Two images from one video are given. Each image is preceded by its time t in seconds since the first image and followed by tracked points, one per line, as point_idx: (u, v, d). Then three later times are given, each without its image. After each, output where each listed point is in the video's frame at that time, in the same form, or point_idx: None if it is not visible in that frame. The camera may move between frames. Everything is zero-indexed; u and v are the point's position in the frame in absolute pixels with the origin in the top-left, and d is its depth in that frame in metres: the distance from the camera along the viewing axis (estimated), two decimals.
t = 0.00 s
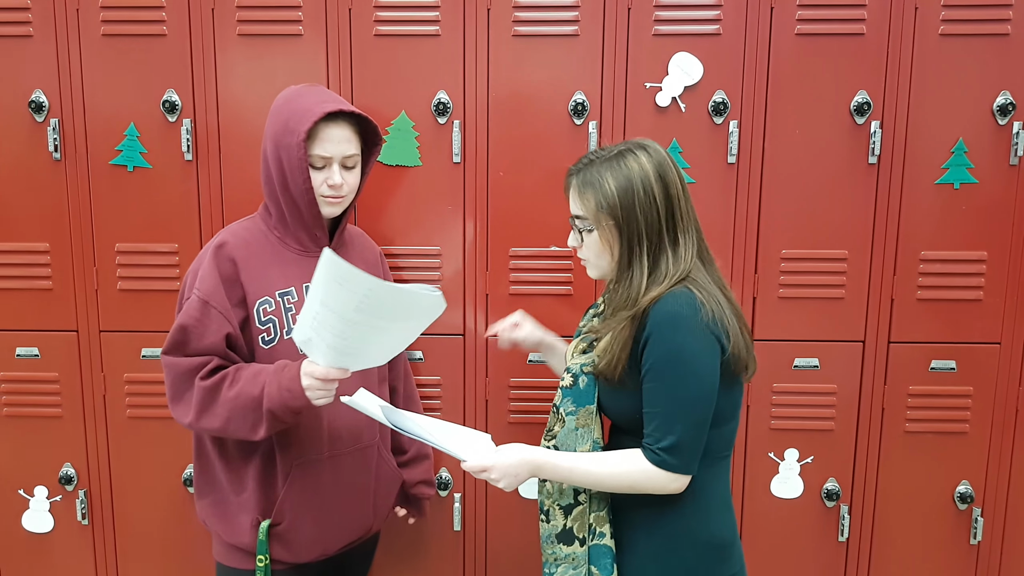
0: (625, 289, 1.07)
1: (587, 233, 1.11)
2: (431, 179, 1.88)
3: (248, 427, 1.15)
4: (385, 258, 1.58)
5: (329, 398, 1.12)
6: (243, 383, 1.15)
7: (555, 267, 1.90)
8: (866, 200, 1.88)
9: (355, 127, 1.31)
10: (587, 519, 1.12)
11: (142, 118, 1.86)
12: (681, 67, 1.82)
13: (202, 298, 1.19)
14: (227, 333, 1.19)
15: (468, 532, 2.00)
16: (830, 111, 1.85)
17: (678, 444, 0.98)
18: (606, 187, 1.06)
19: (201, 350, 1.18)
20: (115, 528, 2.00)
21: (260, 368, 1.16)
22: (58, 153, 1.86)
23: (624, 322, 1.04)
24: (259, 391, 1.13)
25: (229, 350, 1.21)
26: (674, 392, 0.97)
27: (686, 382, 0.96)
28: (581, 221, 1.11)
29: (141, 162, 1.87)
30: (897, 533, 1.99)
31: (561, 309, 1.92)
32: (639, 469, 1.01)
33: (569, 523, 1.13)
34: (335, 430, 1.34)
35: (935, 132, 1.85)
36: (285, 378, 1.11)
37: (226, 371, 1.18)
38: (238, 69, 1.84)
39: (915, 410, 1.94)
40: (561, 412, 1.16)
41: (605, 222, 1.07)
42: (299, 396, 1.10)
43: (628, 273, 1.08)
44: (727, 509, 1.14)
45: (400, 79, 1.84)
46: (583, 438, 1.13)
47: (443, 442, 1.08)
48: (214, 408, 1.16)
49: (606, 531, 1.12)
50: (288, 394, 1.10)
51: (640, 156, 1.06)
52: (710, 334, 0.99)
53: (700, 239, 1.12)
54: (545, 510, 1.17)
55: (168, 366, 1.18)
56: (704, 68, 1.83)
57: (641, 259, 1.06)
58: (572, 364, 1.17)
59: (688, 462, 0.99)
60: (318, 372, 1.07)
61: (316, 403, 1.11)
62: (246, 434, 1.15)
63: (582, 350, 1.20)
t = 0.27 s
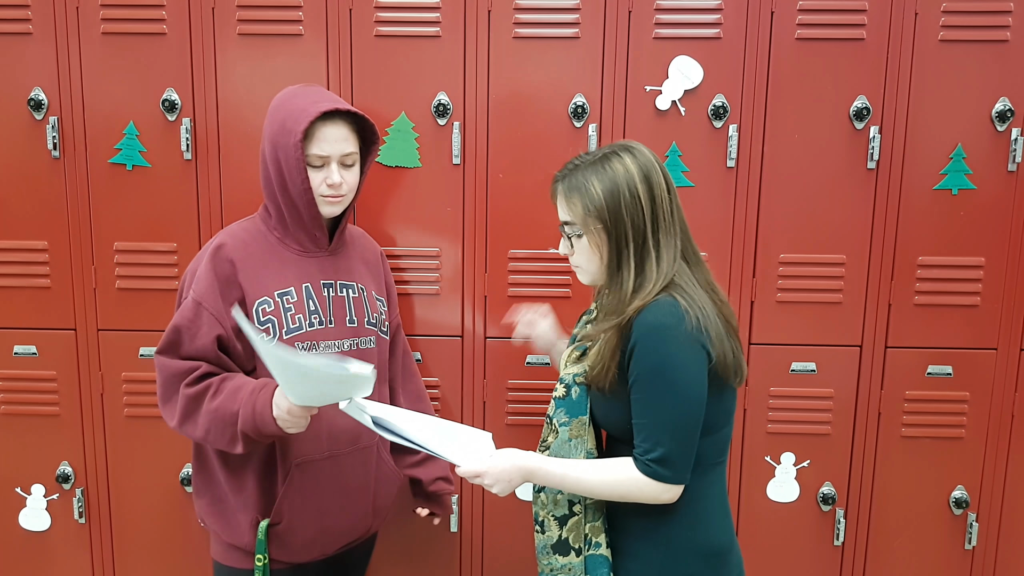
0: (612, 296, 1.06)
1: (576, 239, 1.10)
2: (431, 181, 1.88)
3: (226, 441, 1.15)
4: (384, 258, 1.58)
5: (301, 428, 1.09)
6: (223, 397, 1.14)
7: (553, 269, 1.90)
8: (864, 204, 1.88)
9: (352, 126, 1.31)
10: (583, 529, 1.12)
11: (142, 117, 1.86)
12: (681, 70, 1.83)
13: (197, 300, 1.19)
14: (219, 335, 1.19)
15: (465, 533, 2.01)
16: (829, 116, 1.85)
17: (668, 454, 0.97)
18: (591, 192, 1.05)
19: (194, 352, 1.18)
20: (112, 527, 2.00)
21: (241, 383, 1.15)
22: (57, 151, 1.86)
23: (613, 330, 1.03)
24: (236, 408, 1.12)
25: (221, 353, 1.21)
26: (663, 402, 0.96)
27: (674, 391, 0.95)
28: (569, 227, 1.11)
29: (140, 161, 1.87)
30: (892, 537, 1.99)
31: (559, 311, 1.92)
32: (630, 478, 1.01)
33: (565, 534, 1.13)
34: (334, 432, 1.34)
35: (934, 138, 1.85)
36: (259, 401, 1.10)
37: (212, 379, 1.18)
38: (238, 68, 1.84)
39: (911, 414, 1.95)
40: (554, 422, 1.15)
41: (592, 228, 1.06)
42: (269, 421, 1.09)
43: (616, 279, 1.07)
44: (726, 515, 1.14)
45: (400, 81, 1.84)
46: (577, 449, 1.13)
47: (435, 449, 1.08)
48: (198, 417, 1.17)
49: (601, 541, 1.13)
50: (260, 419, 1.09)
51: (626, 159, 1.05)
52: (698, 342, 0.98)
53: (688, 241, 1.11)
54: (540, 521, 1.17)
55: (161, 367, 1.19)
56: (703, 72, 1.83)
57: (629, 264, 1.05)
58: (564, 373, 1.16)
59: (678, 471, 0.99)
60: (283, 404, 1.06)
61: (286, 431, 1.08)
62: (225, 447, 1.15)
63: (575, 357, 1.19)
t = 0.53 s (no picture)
0: (603, 296, 1.06)
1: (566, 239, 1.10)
2: (432, 184, 1.88)
3: (234, 443, 1.14)
4: (385, 260, 1.58)
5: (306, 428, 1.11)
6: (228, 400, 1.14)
7: (554, 272, 1.90)
8: (866, 208, 1.88)
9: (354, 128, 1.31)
10: (576, 526, 1.13)
11: (144, 120, 1.87)
12: (682, 74, 1.83)
13: (198, 303, 1.19)
14: (220, 338, 1.19)
15: (466, 536, 2.00)
16: (830, 119, 1.85)
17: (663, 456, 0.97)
18: (578, 193, 1.05)
19: (195, 356, 1.18)
20: (113, 530, 2.00)
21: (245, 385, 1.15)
22: (60, 154, 1.87)
23: (605, 331, 1.03)
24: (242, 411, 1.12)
25: (222, 356, 1.21)
26: (656, 404, 0.96)
27: (668, 392, 0.95)
28: (559, 227, 1.11)
29: (143, 164, 1.88)
30: (895, 542, 1.98)
31: (560, 314, 1.92)
32: (625, 479, 1.01)
33: (558, 530, 1.14)
34: (335, 434, 1.35)
35: (936, 141, 1.85)
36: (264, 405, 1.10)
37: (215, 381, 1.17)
38: (240, 72, 1.85)
39: (914, 418, 1.94)
40: (546, 421, 1.15)
41: (581, 228, 1.06)
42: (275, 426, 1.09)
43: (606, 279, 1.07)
44: (716, 513, 1.14)
45: (401, 85, 1.84)
46: (569, 447, 1.13)
47: (434, 450, 1.08)
48: (202, 420, 1.16)
49: (594, 538, 1.12)
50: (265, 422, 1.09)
51: (611, 158, 1.05)
52: (690, 342, 0.98)
53: (677, 240, 1.11)
54: (534, 518, 1.17)
55: (162, 370, 1.18)
56: (704, 75, 1.83)
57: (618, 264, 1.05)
58: (555, 372, 1.16)
59: (674, 471, 0.99)
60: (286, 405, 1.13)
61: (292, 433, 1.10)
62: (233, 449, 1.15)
63: (567, 357, 1.19)
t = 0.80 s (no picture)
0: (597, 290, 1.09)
1: (559, 234, 1.13)
2: (435, 183, 1.88)
3: (236, 439, 1.15)
4: (389, 258, 1.58)
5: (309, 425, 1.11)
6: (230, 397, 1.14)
7: (556, 272, 1.90)
8: (870, 209, 1.87)
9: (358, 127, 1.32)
10: (566, 509, 1.13)
11: (148, 118, 1.87)
12: (686, 74, 1.82)
13: (201, 301, 1.19)
14: (223, 336, 1.20)
15: (467, 534, 2.01)
16: (835, 120, 1.85)
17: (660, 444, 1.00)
18: (574, 190, 1.08)
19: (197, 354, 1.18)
20: (116, 526, 2.01)
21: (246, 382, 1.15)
22: (64, 151, 1.87)
23: (600, 324, 1.05)
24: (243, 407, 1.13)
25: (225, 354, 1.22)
26: (653, 394, 0.99)
27: (664, 382, 0.98)
28: (553, 223, 1.13)
29: (146, 161, 1.88)
30: (896, 543, 1.99)
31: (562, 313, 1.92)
32: (621, 464, 1.03)
33: (548, 514, 1.13)
34: (337, 433, 1.35)
35: (940, 142, 1.85)
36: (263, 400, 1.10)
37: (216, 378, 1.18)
38: (244, 70, 1.85)
39: (916, 420, 1.94)
40: (538, 409, 1.17)
41: (576, 224, 1.09)
42: (276, 421, 1.10)
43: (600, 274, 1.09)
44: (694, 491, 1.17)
45: (405, 84, 1.84)
46: (561, 434, 1.14)
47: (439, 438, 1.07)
48: (204, 417, 1.17)
49: (584, 520, 1.13)
50: (266, 418, 1.10)
51: (606, 157, 1.08)
52: (684, 334, 1.01)
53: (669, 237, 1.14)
54: (522, 503, 1.17)
55: (165, 367, 1.19)
56: (708, 76, 1.83)
57: (613, 260, 1.08)
58: (546, 361, 1.17)
59: (667, 458, 1.02)
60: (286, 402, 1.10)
61: (293, 428, 1.09)
62: (236, 445, 1.16)
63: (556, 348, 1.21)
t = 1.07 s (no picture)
0: (588, 285, 1.11)
1: (549, 231, 1.14)
2: (436, 182, 1.89)
3: (238, 435, 1.15)
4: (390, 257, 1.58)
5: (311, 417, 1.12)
6: (231, 392, 1.15)
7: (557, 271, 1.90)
8: (870, 208, 1.88)
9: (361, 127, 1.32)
10: (556, 495, 1.16)
11: (150, 117, 1.88)
12: (687, 73, 1.83)
13: (203, 298, 1.20)
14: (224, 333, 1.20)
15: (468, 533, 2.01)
16: (835, 120, 1.85)
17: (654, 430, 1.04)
18: (565, 188, 1.10)
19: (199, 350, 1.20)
20: (117, 525, 2.01)
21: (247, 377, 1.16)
22: (66, 150, 1.88)
23: (593, 317, 1.08)
24: (245, 403, 1.13)
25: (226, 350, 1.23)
26: (648, 382, 1.02)
27: (658, 371, 1.02)
28: (543, 220, 1.15)
29: (148, 160, 1.89)
30: (896, 542, 1.99)
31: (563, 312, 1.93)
32: (615, 450, 1.06)
33: (538, 501, 1.17)
34: (338, 432, 1.35)
35: (940, 141, 1.85)
36: (265, 395, 1.10)
37: (218, 374, 1.19)
38: (246, 70, 1.85)
39: (916, 419, 1.94)
40: (529, 398, 1.17)
41: (568, 222, 1.11)
42: (278, 415, 1.10)
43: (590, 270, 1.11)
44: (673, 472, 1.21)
45: (407, 83, 1.85)
46: (552, 423, 1.15)
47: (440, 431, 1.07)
48: (205, 413, 1.17)
49: (573, 506, 1.17)
50: (268, 412, 1.10)
51: (595, 156, 1.11)
52: (675, 325, 1.06)
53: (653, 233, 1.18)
54: (513, 490, 1.21)
55: (167, 363, 1.21)
56: (708, 75, 1.83)
57: (604, 256, 1.10)
58: (537, 352, 1.19)
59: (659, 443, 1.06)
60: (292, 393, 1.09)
61: (296, 421, 1.11)
62: (237, 440, 1.16)
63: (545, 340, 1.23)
